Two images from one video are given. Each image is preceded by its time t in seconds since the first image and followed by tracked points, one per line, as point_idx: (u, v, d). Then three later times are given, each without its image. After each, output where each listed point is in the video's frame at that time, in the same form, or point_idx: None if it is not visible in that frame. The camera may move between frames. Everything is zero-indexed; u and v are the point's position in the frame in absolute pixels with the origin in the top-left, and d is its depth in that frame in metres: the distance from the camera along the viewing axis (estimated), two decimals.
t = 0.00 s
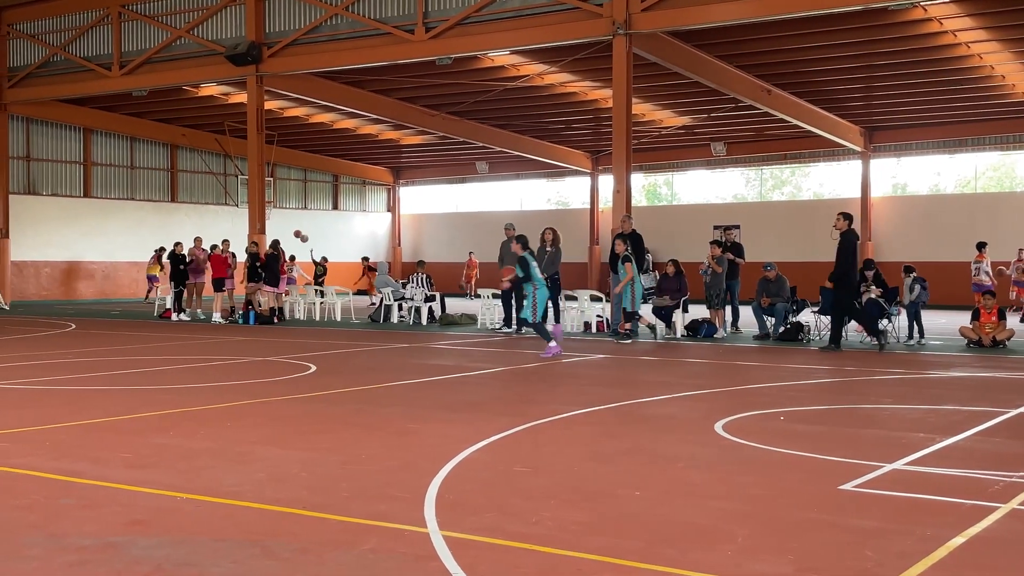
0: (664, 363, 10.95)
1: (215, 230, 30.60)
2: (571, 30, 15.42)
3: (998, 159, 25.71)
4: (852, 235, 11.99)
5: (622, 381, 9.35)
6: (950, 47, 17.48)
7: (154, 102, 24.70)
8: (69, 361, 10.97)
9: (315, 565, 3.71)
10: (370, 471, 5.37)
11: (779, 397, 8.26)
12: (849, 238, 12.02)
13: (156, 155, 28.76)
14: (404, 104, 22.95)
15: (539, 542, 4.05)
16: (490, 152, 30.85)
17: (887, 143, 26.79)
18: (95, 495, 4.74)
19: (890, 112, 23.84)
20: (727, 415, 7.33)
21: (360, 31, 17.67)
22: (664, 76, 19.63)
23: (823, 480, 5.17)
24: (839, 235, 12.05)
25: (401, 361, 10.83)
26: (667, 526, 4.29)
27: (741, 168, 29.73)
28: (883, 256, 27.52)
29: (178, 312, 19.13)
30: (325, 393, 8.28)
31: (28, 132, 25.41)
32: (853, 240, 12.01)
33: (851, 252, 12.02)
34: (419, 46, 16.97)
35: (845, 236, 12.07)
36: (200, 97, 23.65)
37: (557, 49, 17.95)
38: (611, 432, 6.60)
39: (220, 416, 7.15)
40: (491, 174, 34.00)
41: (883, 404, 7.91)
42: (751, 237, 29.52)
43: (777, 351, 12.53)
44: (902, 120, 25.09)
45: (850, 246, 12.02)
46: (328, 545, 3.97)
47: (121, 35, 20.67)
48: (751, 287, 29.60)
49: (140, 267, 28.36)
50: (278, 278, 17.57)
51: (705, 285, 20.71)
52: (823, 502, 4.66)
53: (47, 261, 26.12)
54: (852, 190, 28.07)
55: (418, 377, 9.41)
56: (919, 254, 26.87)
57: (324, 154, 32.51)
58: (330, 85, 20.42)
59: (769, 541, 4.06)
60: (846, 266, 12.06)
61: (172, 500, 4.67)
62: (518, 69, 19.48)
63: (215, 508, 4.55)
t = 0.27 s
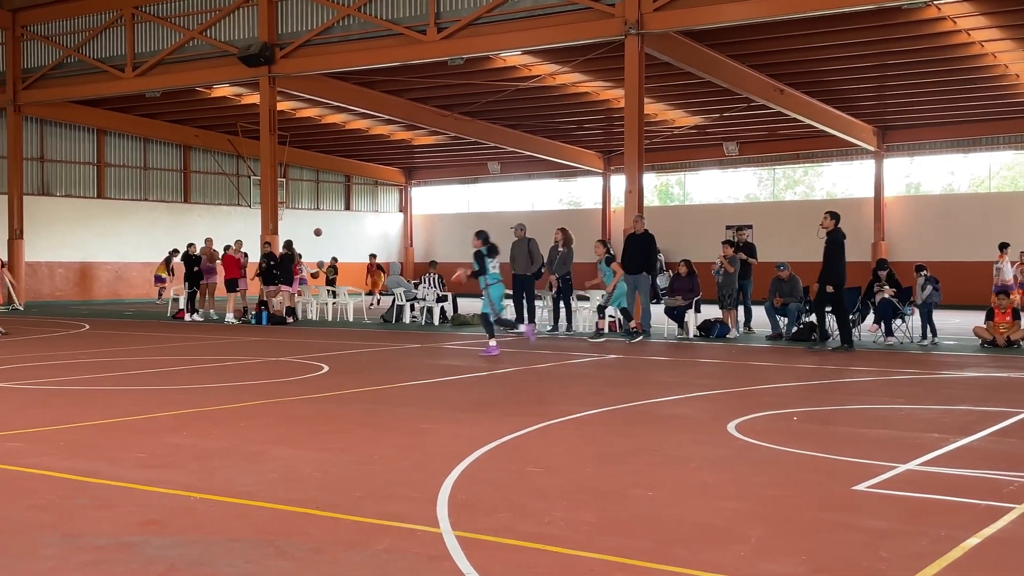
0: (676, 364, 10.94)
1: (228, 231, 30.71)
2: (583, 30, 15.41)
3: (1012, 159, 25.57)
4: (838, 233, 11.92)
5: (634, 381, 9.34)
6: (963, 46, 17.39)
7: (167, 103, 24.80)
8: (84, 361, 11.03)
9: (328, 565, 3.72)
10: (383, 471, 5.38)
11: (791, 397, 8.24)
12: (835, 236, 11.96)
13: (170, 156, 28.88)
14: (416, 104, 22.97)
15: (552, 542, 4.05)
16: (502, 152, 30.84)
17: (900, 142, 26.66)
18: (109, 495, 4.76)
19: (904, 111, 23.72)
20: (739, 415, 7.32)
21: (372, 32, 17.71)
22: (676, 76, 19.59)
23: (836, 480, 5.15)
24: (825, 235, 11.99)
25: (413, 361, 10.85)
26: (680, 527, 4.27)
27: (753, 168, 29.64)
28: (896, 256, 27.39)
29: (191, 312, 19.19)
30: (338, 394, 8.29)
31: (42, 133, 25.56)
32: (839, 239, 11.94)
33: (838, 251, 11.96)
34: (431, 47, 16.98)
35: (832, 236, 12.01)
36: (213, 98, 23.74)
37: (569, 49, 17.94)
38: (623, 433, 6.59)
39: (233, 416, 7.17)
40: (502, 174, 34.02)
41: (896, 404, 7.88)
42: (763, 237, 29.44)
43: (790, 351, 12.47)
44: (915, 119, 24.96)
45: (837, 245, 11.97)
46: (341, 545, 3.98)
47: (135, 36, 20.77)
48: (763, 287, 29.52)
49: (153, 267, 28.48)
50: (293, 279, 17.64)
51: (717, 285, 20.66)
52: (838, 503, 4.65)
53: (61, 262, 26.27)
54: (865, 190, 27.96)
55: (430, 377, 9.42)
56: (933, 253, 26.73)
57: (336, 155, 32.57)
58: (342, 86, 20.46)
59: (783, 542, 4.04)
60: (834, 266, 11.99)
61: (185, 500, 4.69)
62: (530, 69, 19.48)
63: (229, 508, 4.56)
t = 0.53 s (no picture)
0: (694, 364, 10.91)
1: (247, 231, 30.87)
2: (600, 30, 15.38)
3: None
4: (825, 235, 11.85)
5: (652, 381, 9.31)
6: (984, 43, 17.23)
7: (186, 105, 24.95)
8: (105, 362, 11.11)
9: (346, 565, 3.73)
10: (401, 471, 5.40)
11: (811, 397, 8.19)
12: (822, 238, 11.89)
13: (189, 157, 29.06)
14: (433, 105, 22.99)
15: (571, 542, 4.05)
16: (520, 152, 30.84)
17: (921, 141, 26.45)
18: (130, 495, 4.80)
19: (924, 109, 23.53)
20: (758, 415, 7.28)
21: (390, 33, 17.75)
22: (694, 75, 19.53)
23: (856, 480, 5.12)
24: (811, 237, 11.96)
25: (431, 362, 10.86)
26: (699, 527, 4.26)
27: (772, 167, 29.51)
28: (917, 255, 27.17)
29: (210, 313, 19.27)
30: (356, 394, 8.32)
31: (62, 136, 25.78)
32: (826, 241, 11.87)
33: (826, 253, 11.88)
34: (448, 48, 17.00)
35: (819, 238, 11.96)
36: (231, 100, 23.86)
37: (586, 49, 17.91)
38: (642, 433, 6.58)
39: (252, 416, 7.21)
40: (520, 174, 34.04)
41: (917, 404, 7.82)
42: (783, 237, 29.30)
43: (810, 351, 12.38)
44: (936, 117, 24.75)
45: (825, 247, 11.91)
46: (360, 544, 4.00)
47: (154, 38, 20.90)
48: (782, 287, 29.38)
49: (172, 268, 28.66)
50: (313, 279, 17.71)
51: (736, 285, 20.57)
52: (858, 503, 4.62)
53: (81, 263, 26.46)
54: (886, 189, 27.76)
55: (448, 378, 9.43)
56: (954, 253, 26.51)
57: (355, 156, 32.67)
58: (360, 87, 20.51)
59: (802, 542, 4.02)
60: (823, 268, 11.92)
61: (205, 501, 4.71)
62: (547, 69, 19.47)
63: (248, 508, 4.58)
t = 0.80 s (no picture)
0: (721, 363, 10.87)
1: (274, 233, 31.11)
2: (625, 29, 15.35)
3: None
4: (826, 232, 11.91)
5: (679, 381, 9.28)
6: (1015, 38, 17.00)
7: (213, 108, 25.18)
8: (135, 363, 11.24)
9: (373, 565, 3.76)
10: (428, 471, 5.42)
11: (839, 397, 8.13)
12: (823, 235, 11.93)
13: (217, 159, 29.33)
14: (458, 105, 23.03)
15: (597, 543, 4.05)
16: (544, 152, 30.84)
17: (950, 138, 26.13)
18: (159, 496, 4.85)
19: (953, 106, 23.27)
20: (786, 415, 7.23)
21: (415, 34, 17.81)
22: (720, 74, 19.44)
23: (885, 481, 5.08)
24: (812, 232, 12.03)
25: (457, 363, 10.89)
26: (727, 527, 4.24)
27: (799, 166, 29.30)
28: (947, 253, 26.87)
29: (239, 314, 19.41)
30: (383, 395, 8.36)
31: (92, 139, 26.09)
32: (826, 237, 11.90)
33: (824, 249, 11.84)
34: (473, 48, 17.02)
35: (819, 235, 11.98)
36: (258, 102, 24.05)
37: (611, 49, 17.89)
38: (669, 433, 6.57)
39: (279, 417, 7.26)
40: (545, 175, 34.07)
41: (947, 403, 7.73)
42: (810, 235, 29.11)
43: (837, 350, 12.29)
44: (965, 114, 24.46)
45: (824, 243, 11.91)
46: (388, 545, 4.02)
47: (181, 42, 21.09)
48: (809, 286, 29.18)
49: (201, 270, 28.92)
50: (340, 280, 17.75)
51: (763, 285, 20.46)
52: (888, 503, 4.58)
53: (110, 265, 26.74)
54: (914, 186, 27.48)
55: (474, 378, 9.45)
56: (985, 251, 26.20)
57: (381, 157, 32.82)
58: (385, 88, 20.60)
59: (832, 542, 3.99)
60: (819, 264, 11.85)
61: (233, 501, 4.76)
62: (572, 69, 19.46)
63: (277, 508, 4.62)
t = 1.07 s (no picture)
0: (758, 362, 10.80)
1: (311, 234, 31.42)
2: (659, 28, 15.30)
3: None
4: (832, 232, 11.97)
5: (716, 380, 9.25)
6: None
7: (251, 111, 25.47)
8: (175, 364, 11.41)
9: (414, 564, 3.80)
10: (466, 471, 5.46)
11: (879, 395, 8.05)
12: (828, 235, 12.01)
13: (254, 162, 29.68)
14: (493, 106, 23.09)
15: (636, 542, 4.06)
16: (578, 151, 30.82)
17: (991, 133, 25.70)
18: (202, 496, 4.93)
19: (994, 101, 22.89)
20: (825, 414, 7.18)
21: (450, 36, 17.89)
22: (755, 71, 19.30)
23: (926, 480, 5.03)
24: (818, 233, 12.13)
25: (493, 362, 10.92)
26: (765, 527, 4.24)
27: (836, 163, 29.00)
28: (988, 250, 26.45)
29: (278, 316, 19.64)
30: (419, 395, 8.42)
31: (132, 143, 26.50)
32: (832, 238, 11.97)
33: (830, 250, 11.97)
34: (507, 49, 17.06)
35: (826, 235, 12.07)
36: (294, 105, 24.29)
37: (645, 47, 17.85)
38: (707, 432, 6.55)
39: (317, 417, 7.35)
40: (580, 174, 34.06)
41: (989, 402, 7.63)
42: (848, 233, 28.83)
43: (877, 349, 12.15)
44: (1007, 109, 24.05)
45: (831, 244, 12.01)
46: (428, 544, 4.05)
47: (219, 46, 21.36)
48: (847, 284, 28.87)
49: (239, 272, 29.27)
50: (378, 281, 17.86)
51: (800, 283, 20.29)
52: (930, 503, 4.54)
53: (150, 268, 27.13)
54: (954, 182, 27.08)
55: (509, 378, 9.48)
56: None
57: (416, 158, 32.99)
58: (420, 89, 20.71)
59: (872, 543, 3.97)
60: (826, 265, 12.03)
61: (274, 500, 4.83)
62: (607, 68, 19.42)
63: (317, 507, 4.69)
